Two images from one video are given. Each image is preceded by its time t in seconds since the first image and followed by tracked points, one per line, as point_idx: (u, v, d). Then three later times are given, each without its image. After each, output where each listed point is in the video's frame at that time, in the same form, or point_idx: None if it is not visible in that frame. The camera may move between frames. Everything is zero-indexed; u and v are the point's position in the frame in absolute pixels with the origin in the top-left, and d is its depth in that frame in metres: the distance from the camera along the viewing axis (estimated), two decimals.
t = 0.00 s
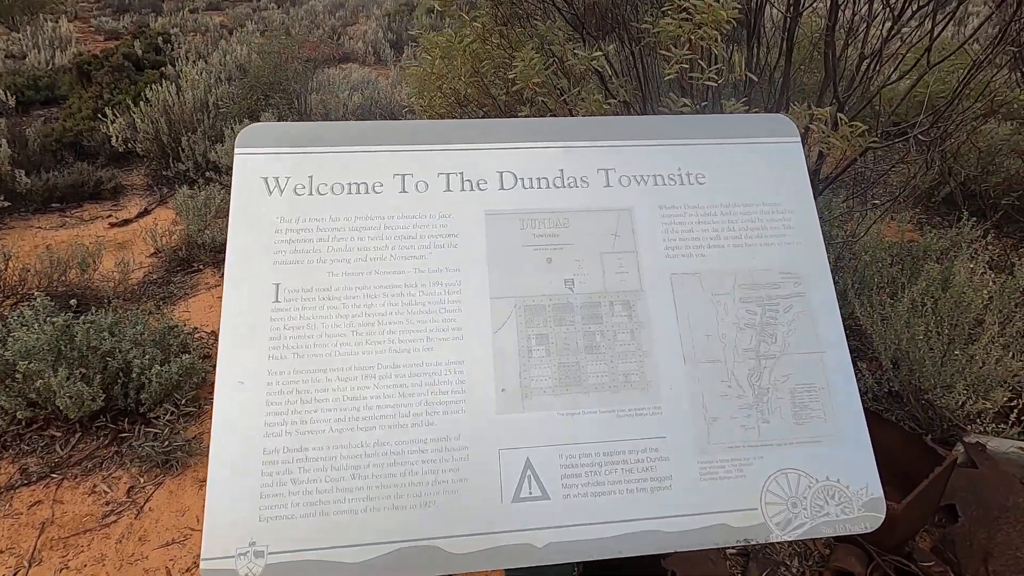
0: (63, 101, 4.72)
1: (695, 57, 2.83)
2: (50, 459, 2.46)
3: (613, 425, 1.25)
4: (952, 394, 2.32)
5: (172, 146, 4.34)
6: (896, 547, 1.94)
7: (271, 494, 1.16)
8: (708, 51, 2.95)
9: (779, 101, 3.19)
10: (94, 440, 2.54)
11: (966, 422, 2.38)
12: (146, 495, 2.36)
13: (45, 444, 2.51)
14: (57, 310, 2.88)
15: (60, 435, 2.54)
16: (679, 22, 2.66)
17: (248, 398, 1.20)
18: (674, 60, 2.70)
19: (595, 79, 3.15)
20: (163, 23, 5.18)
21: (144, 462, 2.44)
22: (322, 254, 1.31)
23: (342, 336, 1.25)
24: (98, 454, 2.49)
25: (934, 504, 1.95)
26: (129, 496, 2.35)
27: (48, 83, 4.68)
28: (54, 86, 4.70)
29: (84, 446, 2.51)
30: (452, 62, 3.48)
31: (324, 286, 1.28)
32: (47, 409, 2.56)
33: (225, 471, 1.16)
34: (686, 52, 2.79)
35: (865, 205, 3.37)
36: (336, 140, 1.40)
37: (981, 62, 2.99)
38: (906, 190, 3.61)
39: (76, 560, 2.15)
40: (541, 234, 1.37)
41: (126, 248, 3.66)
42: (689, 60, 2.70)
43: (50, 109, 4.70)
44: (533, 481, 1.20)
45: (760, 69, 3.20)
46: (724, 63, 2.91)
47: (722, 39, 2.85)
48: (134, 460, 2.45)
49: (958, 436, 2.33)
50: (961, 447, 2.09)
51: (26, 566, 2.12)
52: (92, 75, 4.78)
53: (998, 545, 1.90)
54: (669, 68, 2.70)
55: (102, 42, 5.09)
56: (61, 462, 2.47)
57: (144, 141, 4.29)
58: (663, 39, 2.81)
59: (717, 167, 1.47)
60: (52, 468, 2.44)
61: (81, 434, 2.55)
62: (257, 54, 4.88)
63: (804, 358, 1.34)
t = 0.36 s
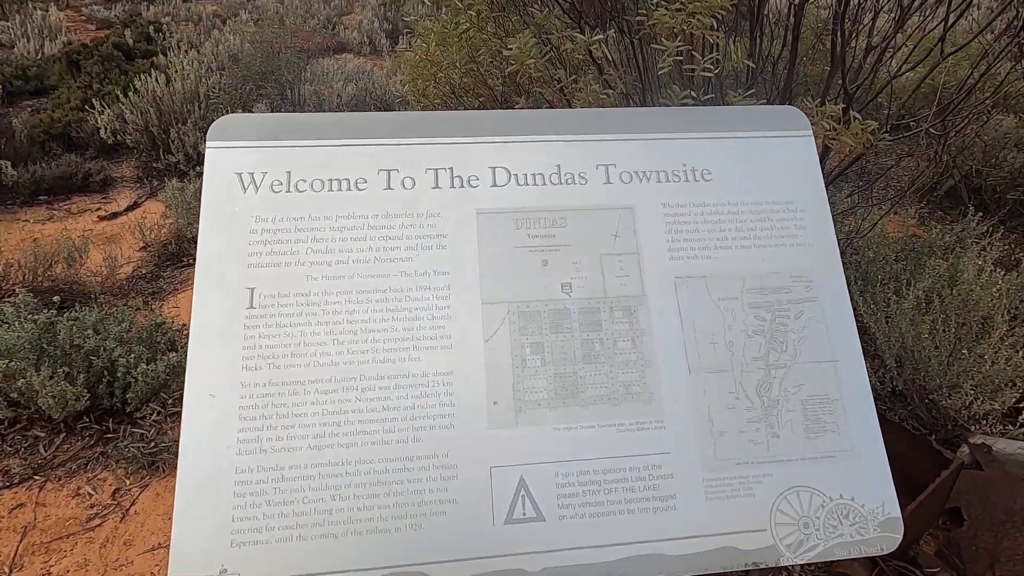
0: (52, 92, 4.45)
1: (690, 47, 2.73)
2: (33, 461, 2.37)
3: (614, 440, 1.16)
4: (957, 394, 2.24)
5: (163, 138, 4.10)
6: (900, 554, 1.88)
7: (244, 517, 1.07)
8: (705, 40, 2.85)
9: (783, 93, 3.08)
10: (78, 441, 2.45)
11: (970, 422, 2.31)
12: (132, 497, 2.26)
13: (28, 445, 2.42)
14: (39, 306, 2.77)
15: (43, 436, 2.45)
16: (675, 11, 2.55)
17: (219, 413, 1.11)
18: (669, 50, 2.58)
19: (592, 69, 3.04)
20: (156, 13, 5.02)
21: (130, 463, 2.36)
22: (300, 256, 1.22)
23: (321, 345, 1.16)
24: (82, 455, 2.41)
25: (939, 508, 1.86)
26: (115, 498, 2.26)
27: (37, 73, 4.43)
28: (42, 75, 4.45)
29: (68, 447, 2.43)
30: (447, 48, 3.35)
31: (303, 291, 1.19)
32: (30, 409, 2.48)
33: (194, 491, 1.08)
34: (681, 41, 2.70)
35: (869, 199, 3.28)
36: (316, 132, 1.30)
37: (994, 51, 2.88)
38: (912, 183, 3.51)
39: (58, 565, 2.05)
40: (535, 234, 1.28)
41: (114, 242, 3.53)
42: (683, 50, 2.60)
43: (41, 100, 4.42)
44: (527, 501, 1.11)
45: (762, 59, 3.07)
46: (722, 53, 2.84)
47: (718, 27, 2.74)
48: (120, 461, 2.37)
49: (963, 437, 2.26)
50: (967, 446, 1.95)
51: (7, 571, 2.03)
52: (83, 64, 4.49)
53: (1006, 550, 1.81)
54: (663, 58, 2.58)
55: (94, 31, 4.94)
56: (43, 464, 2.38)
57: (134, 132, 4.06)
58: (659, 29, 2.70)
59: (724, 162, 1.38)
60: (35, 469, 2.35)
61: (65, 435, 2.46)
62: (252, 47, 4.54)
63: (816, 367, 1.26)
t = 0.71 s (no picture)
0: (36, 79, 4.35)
1: (693, 37, 2.66)
2: (13, 456, 2.32)
3: (592, 436, 1.14)
4: (942, 387, 2.25)
5: (149, 128, 3.72)
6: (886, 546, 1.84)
7: (211, 516, 1.04)
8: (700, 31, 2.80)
9: (774, 87, 3.05)
10: (60, 436, 2.40)
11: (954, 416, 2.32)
12: (114, 494, 2.23)
13: (8, 441, 2.36)
14: (17, 300, 2.70)
15: (24, 431, 2.40)
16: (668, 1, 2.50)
17: (186, 410, 1.09)
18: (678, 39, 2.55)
19: (582, 62, 2.99)
20: None
21: (112, 459, 2.32)
22: (271, 248, 1.18)
23: (292, 340, 1.13)
24: (64, 450, 2.36)
25: (922, 501, 1.85)
26: (96, 495, 2.22)
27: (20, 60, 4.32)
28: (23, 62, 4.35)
29: (50, 442, 2.38)
30: (428, 47, 3.28)
31: (273, 285, 1.16)
32: (8, 405, 2.42)
33: (160, 490, 1.05)
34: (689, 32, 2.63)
35: (859, 193, 3.26)
36: (288, 121, 1.27)
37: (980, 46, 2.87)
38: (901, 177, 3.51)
39: (38, 563, 2.03)
40: (514, 227, 1.25)
41: (99, 235, 3.36)
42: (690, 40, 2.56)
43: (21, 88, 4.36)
44: (502, 498, 1.09)
45: (754, 53, 3.04)
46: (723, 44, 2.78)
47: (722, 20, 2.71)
48: (102, 457, 2.32)
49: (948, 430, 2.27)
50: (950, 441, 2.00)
51: None
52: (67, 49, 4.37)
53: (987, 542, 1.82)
54: (670, 46, 2.55)
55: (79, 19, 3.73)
56: (24, 459, 2.33)
57: (118, 123, 3.63)
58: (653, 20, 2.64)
59: (706, 154, 1.36)
60: (15, 465, 2.30)
61: (46, 430, 2.41)
62: (239, 36, 3.86)
63: (796, 362, 1.25)
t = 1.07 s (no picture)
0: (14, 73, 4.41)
1: (672, 35, 2.70)
2: None
3: (575, 423, 1.17)
4: (922, 377, 2.30)
5: (133, 122, 3.96)
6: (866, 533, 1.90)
7: (199, 503, 1.06)
8: (684, 27, 2.84)
9: (758, 83, 3.09)
10: (46, 432, 2.40)
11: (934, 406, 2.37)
12: (101, 489, 2.22)
13: None
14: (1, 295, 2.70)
15: (8, 427, 2.39)
16: None
17: (173, 399, 1.10)
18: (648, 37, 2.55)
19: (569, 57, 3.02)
20: None
21: (99, 455, 2.31)
22: (257, 240, 1.19)
23: (278, 330, 1.15)
24: (50, 446, 2.36)
25: (902, 489, 1.87)
26: (83, 491, 2.22)
27: None
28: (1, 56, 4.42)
29: (35, 438, 2.37)
30: (417, 38, 3.31)
31: (259, 276, 1.17)
32: None
33: (148, 478, 1.06)
34: (666, 29, 2.67)
35: (841, 188, 3.32)
36: (273, 114, 1.27)
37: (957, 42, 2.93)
38: (884, 173, 3.57)
39: (23, 559, 2.00)
40: (498, 219, 1.27)
41: (82, 230, 3.42)
42: (667, 38, 2.57)
43: None
44: (486, 484, 1.12)
45: (738, 49, 3.08)
46: (702, 42, 2.82)
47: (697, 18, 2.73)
48: (89, 453, 2.32)
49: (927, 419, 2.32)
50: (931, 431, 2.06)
51: None
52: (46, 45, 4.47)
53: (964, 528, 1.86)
54: (642, 45, 2.56)
55: (62, 12, 4.50)
56: (9, 456, 2.31)
57: (102, 117, 3.92)
58: (639, 15, 2.66)
59: (689, 149, 1.39)
60: None
61: (32, 426, 2.41)
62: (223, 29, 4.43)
63: (773, 350, 1.28)
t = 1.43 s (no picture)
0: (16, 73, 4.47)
1: (673, 36, 2.78)
2: (13, 445, 2.36)
3: (589, 400, 1.25)
4: (915, 369, 2.38)
5: (136, 122, 4.05)
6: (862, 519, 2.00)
7: (240, 473, 1.13)
8: (686, 28, 2.92)
9: (758, 83, 3.16)
10: (59, 424, 2.46)
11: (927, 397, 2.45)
12: (115, 479, 2.30)
13: (6, 430, 2.41)
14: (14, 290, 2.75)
15: (22, 420, 2.45)
16: None
17: (214, 377, 1.17)
18: (656, 36, 2.62)
19: (572, 57, 3.09)
20: None
21: (112, 446, 2.39)
22: (289, 229, 1.27)
23: (311, 313, 1.22)
24: (64, 438, 2.41)
25: (897, 476, 2.01)
26: (98, 481, 2.29)
27: None
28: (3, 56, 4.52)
29: (49, 431, 2.43)
30: (425, 39, 3.40)
31: (292, 263, 1.25)
32: (7, 394, 2.46)
33: (193, 450, 1.14)
34: (668, 30, 2.74)
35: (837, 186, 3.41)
36: (302, 111, 1.35)
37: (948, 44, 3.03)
38: (879, 172, 3.66)
39: (42, 546, 2.06)
40: (514, 210, 1.35)
41: (88, 228, 3.48)
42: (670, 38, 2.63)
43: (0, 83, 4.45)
44: (507, 457, 1.20)
45: (738, 50, 3.16)
46: (703, 43, 2.90)
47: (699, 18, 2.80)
48: (103, 445, 2.39)
49: (921, 410, 2.40)
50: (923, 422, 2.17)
51: None
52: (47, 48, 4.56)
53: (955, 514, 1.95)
54: (649, 45, 2.63)
55: (60, 11, 4.79)
56: (23, 448, 2.37)
57: (106, 117, 4.01)
58: (642, 16, 2.73)
59: (694, 145, 1.47)
60: (14, 454, 2.33)
61: (45, 419, 2.47)
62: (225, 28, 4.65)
63: (774, 333, 1.36)
